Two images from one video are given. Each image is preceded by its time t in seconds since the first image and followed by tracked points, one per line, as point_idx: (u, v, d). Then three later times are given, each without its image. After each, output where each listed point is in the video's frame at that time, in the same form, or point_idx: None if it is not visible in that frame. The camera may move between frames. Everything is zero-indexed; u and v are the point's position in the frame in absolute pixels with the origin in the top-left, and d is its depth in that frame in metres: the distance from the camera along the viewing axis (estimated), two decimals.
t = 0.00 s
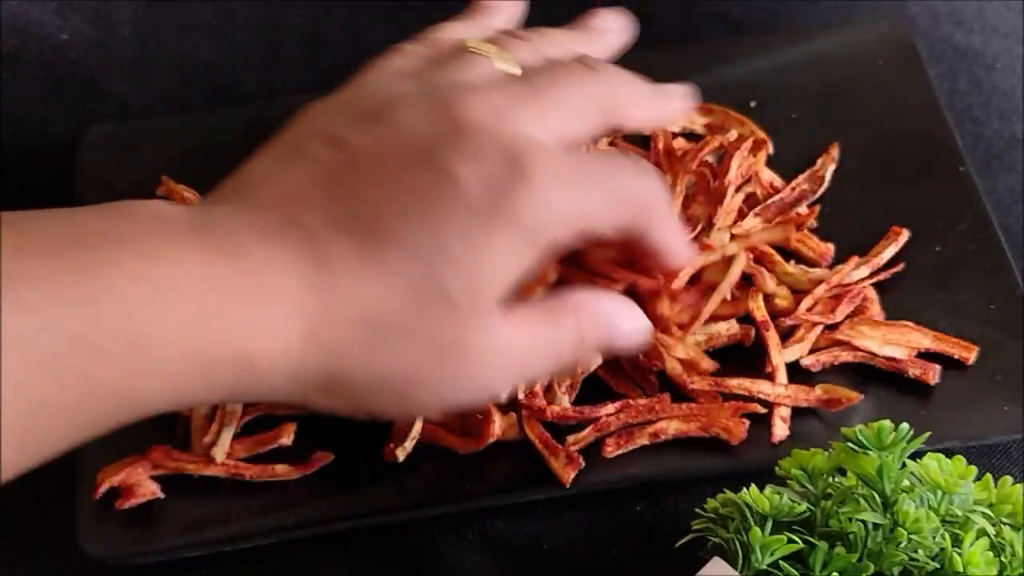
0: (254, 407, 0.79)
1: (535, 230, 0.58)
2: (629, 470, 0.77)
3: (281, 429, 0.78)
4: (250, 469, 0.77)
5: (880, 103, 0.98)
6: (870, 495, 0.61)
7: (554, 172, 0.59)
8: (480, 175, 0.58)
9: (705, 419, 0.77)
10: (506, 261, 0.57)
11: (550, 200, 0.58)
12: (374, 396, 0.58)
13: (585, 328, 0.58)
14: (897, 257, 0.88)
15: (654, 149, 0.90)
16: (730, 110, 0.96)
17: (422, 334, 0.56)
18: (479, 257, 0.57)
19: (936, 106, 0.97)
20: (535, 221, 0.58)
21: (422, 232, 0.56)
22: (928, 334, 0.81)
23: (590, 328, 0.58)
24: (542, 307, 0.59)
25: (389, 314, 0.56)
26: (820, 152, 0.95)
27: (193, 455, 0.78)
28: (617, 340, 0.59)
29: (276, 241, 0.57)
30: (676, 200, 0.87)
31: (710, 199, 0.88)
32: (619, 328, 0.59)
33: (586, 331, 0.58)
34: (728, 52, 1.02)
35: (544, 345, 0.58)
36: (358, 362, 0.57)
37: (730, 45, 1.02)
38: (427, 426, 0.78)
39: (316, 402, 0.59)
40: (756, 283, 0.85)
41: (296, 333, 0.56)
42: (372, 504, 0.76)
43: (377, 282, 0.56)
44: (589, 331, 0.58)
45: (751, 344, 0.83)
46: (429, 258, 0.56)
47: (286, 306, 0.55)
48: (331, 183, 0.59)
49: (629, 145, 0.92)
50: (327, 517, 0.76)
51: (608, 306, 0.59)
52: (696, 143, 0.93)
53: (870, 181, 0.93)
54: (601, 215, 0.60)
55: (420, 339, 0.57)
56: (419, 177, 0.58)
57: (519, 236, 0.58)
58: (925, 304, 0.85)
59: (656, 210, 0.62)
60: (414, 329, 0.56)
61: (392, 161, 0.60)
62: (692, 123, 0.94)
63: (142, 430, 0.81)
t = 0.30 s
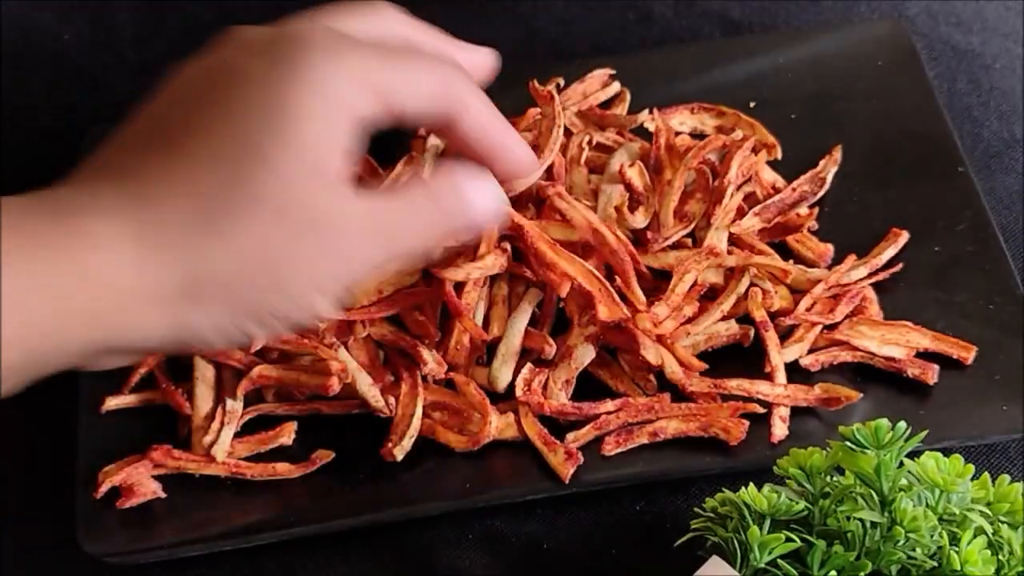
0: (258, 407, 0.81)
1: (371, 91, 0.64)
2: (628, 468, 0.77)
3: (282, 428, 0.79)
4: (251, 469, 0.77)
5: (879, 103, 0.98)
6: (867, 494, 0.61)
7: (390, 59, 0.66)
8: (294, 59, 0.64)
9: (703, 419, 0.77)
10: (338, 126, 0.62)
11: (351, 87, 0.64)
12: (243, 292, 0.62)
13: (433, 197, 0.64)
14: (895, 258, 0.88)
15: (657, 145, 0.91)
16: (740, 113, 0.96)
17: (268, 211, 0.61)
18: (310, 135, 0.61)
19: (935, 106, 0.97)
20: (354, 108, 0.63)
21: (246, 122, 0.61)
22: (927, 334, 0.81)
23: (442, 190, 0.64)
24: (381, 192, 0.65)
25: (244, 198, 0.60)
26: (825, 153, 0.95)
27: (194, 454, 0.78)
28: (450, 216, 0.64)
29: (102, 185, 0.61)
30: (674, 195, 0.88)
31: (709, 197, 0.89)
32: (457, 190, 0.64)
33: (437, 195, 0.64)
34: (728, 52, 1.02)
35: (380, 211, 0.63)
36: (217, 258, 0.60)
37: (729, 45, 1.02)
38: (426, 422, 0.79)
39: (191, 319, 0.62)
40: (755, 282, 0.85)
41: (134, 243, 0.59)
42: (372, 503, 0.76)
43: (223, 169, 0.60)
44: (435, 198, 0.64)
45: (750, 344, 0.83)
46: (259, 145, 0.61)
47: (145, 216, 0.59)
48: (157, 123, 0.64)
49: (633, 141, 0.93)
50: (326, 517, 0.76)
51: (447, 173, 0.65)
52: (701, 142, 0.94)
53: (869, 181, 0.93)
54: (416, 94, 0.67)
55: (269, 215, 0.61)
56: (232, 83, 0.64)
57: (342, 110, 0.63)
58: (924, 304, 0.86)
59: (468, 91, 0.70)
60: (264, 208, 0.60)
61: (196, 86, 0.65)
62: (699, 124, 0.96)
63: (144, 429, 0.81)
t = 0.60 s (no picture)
0: (258, 407, 0.81)
1: (237, 177, 0.67)
2: (628, 468, 0.77)
3: (282, 428, 0.79)
4: (251, 469, 0.77)
5: (879, 104, 0.98)
6: (867, 494, 0.61)
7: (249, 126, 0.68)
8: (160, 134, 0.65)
9: (703, 419, 0.77)
10: (236, 183, 0.67)
11: (219, 157, 0.66)
12: (119, 346, 0.64)
13: (292, 242, 0.69)
14: (895, 258, 0.88)
15: (656, 145, 0.91)
16: (739, 112, 0.96)
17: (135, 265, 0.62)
18: (192, 191, 0.64)
19: (935, 106, 0.97)
20: (231, 165, 0.67)
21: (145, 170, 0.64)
22: (927, 334, 0.81)
23: (295, 227, 0.69)
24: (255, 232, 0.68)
25: (112, 261, 0.61)
26: (825, 153, 0.95)
27: (194, 454, 0.78)
28: (319, 254, 0.70)
29: None
30: (675, 195, 0.88)
31: (710, 197, 0.89)
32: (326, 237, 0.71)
33: (297, 236, 0.69)
34: (728, 52, 1.02)
35: (234, 256, 0.66)
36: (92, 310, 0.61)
37: (729, 44, 1.02)
38: (425, 422, 0.79)
39: (71, 366, 0.64)
40: (754, 282, 0.85)
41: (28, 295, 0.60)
42: (372, 502, 0.76)
43: (108, 225, 0.62)
44: (298, 242, 0.69)
45: (750, 344, 0.83)
46: (131, 204, 0.62)
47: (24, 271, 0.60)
48: (42, 173, 0.64)
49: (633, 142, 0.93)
50: (326, 517, 0.76)
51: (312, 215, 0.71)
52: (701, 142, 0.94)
53: (869, 181, 0.93)
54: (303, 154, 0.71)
55: (130, 270, 0.62)
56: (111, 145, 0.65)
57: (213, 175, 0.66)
58: (924, 304, 0.86)
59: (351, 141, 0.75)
60: (125, 265, 0.62)
61: (85, 143, 0.65)
62: (699, 124, 0.96)
63: (144, 429, 0.81)
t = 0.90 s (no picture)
0: (258, 408, 0.81)
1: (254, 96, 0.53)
2: (628, 468, 0.77)
3: (282, 428, 0.79)
4: (251, 469, 0.77)
5: (879, 104, 0.98)
6: (867, 494, 0.61)
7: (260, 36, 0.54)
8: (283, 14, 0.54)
9: (703, 419, 0.77)
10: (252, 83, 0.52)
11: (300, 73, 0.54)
12: (145, 229, 0.51)
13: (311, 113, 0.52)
14: (895, 258, 0.88)
15: (656, 145, 0.91)
16: (739, 112, 0.96)
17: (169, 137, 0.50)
18: (207, 62, 0.51)
19: (935, 106, 0.97)
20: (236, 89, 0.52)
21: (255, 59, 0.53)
22: (926, 334, 0.81)
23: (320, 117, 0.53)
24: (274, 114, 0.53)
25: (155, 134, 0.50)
26: (825, 153, 0.95)
27: (194, 454, 0.78)
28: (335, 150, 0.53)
29: None
30: (676, 194, 0.88)
31: (711, 196, 0.89)
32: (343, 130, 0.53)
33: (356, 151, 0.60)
34: (728, 52, 1.02)
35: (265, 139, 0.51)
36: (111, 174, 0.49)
37: (729, 45, 1.02)
38: (423, 428, 0.79)
39: (91, 250, 0.51)
40: (754, 282, 0.85)
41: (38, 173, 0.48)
42: (372, 502, 0.76)
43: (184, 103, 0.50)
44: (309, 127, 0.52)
45: (750, 344, 0.84)
46: (146, 65, 0.50)
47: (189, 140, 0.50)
48: (47, 84, 0.51)
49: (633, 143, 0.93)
50: (326, 516, 0.76)
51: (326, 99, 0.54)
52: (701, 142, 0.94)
53: (869, 181, 0.93)
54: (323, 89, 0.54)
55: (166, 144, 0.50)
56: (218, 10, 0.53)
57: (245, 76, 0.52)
58: (924, 304, 0.86)
59: (361, 44, 0.56)
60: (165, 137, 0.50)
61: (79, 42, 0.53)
62: (699, 124, 0.96)
63: (144, 429, 0.81)
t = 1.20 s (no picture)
0: (257, 407, 0.81)
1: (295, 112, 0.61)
2: (629, 468, 0.77)
3: (281, 428, 0.79)
4: (250, 469, 0.77)
5: (879, 104, 0.98)
6: (867, 494, 0.61)
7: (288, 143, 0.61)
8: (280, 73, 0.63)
9: (702, 419, 0.77)
10: (276, 138, 0.60)
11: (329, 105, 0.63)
12: (157, 287, 0.57)
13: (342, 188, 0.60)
14: (895, 258, 0.88)
15: (656, 145, 0.91)
16: (739, 112, 0.96)
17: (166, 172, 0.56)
18: (240, 129, 0.59)
19: (935, 106, 0.97)
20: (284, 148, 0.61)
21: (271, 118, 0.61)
22: (926, 334, 0.81)
23: (356, 202, 0.59)
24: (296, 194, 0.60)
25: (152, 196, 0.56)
26: (825, 153, 0.95)
27: (194, 454, 0.78)
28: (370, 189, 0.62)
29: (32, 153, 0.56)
30: (676, 194, 0.87)
31: (711, 196, 0.89)
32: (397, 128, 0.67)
33: (348, 212, 0.59)
34: (728, 52, 1.02)
35: (287, 217, 0.58)
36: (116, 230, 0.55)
37: (729, 45, 1.02)
38: (423, 427, 0.79)
39: (91, 302, 0.56)
40: (754, 282, 0.85)
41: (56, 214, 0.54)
42: (372, 502, 0.76)
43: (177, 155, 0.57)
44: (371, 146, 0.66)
45: (750, 344, 0.84)
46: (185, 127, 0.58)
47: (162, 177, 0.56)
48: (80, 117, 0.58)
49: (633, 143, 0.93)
50: (326, 516, 0.76)
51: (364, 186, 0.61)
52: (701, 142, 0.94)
53: (868, 181, 0.93)
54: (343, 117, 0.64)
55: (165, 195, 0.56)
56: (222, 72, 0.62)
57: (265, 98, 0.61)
58: (924, 304, 0.86)
59: (394, 116, 0.67)
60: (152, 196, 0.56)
61: (127, 84, 0.61)
62: (699, 124, 0.96)
63: (144, 428, 0.81)
